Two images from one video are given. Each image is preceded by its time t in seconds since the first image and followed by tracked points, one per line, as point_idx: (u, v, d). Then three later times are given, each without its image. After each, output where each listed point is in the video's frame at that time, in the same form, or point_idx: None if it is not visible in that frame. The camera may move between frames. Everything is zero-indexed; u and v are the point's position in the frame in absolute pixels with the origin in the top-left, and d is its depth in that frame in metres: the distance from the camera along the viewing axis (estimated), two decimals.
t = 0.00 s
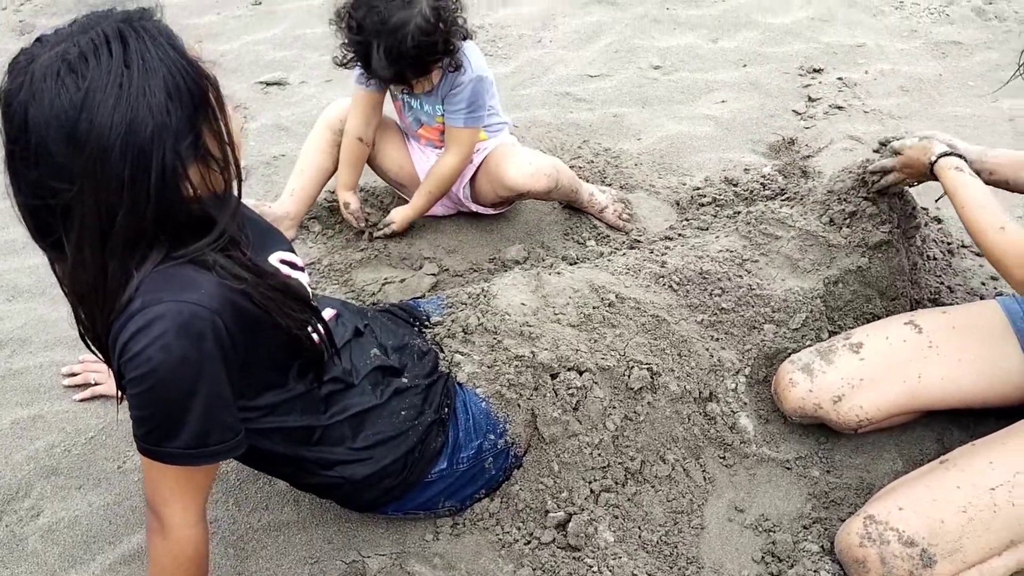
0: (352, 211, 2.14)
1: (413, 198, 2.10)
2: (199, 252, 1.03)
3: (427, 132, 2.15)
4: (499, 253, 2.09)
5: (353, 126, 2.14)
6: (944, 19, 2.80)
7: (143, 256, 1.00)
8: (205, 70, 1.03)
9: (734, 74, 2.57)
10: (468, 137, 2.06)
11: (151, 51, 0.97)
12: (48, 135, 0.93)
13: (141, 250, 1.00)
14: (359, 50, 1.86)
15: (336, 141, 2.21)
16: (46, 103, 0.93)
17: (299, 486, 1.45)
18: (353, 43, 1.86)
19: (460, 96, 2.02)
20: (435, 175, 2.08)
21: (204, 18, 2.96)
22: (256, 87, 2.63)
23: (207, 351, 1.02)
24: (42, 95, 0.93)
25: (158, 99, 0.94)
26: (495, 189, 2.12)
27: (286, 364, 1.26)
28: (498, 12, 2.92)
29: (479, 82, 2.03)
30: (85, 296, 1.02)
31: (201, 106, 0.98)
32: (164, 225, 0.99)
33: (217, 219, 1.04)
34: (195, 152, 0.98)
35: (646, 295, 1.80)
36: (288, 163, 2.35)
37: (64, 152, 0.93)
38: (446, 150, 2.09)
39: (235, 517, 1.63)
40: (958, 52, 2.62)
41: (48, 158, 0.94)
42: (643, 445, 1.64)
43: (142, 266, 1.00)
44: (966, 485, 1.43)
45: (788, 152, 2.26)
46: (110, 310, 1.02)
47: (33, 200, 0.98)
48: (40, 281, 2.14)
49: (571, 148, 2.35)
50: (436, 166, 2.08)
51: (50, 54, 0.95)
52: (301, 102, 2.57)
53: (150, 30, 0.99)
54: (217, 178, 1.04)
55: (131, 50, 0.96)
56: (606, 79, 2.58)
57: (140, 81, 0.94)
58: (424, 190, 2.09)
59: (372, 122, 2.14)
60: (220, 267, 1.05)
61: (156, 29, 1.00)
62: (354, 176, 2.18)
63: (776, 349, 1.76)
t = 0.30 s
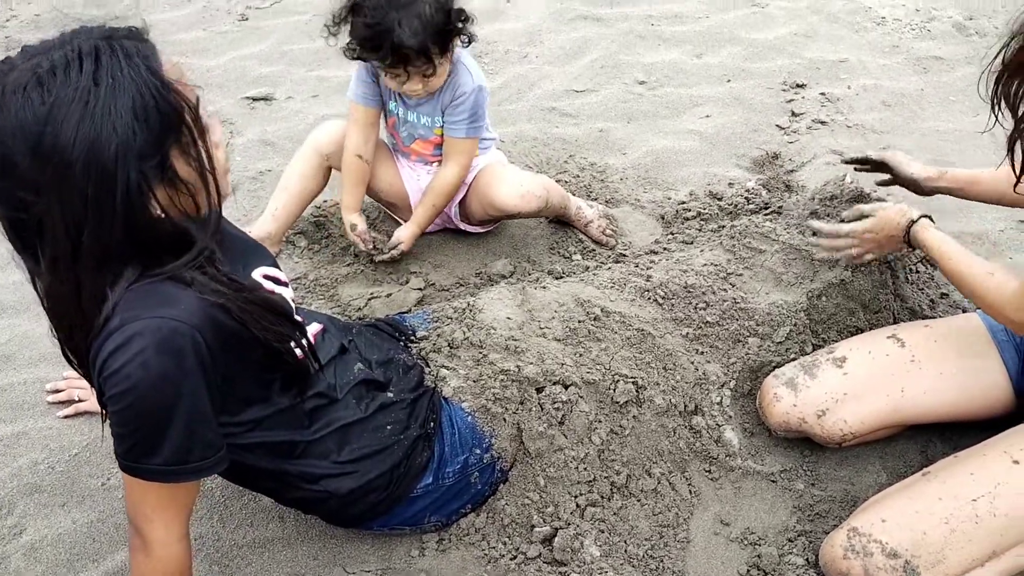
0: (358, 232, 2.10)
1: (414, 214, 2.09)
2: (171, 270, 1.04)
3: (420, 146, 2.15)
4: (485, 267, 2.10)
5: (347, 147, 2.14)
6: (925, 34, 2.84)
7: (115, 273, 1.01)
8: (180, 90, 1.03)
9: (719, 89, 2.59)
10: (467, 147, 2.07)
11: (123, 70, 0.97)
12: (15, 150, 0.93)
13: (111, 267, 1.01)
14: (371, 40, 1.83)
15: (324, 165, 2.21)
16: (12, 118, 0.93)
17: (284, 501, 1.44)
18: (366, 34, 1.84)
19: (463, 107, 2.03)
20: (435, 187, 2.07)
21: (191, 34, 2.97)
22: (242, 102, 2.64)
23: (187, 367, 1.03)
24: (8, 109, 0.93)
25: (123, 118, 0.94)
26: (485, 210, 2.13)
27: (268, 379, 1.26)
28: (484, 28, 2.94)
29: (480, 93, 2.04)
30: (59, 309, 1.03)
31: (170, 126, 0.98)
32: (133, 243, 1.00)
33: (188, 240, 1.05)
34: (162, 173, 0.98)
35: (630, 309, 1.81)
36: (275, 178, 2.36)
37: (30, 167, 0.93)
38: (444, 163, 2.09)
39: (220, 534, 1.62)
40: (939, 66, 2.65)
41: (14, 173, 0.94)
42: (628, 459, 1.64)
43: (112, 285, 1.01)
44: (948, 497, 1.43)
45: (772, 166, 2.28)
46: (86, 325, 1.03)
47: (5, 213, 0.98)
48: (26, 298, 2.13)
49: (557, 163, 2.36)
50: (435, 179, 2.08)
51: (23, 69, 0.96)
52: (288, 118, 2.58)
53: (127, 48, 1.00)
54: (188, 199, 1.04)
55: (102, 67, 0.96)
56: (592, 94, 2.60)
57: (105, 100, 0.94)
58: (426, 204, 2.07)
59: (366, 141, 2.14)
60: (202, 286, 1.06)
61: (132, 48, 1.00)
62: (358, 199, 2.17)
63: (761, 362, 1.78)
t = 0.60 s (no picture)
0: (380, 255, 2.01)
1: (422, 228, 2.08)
2: (126, 290, 1.10)
3: (412, 166, 2.18)
4: (468, 282, 2.11)
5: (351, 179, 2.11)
6: (902, 51, 2.88)
7: (69, 291, 1.09)
8: (125, 127, 1.04)
9: (699, 105, 2.62)
10: (470, 160, 2.15)
11: (58, 102, 1.01)
12: None
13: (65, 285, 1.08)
14: (405, 41, 1.86)
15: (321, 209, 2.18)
16: None
17: (266, 518, 1.44)
18: (397, 35, 1.86)
19: (468, 119, 2.11)
20: (443, 198, 2.11)
21: (174, 51, 2.97)
22: (225, 119, 2.64)
23: (160, 383, 1.06)
24: None
25: (40, 149, 0.99)
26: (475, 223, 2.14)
27: (243, 396, 1.28)
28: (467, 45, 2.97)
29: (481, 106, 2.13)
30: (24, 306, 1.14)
31: (90, 163, 1.01)
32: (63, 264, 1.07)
33: (130, 265, 1.11)
34: (77, 208, 1.03)
35: (612, 322, 1.82)
36: (257, 195, 2.36)
37: None
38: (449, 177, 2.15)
39: (201, 552, 1.61)
40: (916, 82, 2.69)
41: None
42: (611, 473, 1.64)
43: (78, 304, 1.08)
44: (926, 508, 1.44)
45: (752, 181, 2.31)
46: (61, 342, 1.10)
47: None
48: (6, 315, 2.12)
49: (540, 179, 2.38)
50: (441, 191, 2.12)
51: None
52: (271, 134, 2.59)
53: (80, 81, 1.03)
54: (123, 230, 1.08)
55: (47, 94, 1.01)
56: (574, 110, 2.63)
57: (28, 131, 0.99)
58: (434, 216, 2.09)
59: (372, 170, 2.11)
60: (173, 304, 1.11)
61: (85, 79, 1.04)
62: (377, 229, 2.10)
63: (742, 375, 1.79)
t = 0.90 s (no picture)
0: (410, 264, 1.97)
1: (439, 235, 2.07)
2: (102, 308, 1.10)
3: (407, 181, 2.18)
4: (451, 296, 2.12)
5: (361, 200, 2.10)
6: (878, 66, 2.93)
7: (36, 309, 1.09)
8: (90, 153, 1.05)
9: (679, 119, 2.65)
10: (466, 158, 2.17)
11: (27, 121, 1.02)
12: None
13: (39, 302, 1.09)
14: (422, 44, 1.87)
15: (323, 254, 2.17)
16: None
17: (246, 535, 1.43)
18: (410, 40, 1.88)
19: (461, 117, 2.15)
20: (452, 199, 2.11)
21: (154, 67, 2.97)
22: (206, 134, 2.64)
23: (143, 402, 1.06)
24: None
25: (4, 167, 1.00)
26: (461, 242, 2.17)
27: (224, 412, 1.28)
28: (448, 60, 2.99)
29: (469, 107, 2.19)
30: None
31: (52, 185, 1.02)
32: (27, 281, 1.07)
33: (100, 285, 1.11)
34: (40, 229, 1.04)
35: (593, 336, 1.83)
36: (239, 211, 2.37)
37: None
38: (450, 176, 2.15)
39: (182, 570, 1.60)
40: (891, 96, 2.74)
41: None
42: (593, 486, 1.65)
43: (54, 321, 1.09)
44: (904, 517, 1.46)
45: (731, 195, 2.33)
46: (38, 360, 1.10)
47: None
48: None
49: (521, 193, 2.40)
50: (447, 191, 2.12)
51: None
52: (252, 149, 2.59)
53: (50, 100, 1.04)
54: (87, 253, 1.08)
55: (16, 114, 1.03)
56: (555, 125, 2.65)
57: None
58: (451, 219, 2.08)
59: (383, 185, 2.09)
60: (155, 323, 1.12)
61: (56, 101, 1.05)
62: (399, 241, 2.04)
63: (722, 388, 1.80)
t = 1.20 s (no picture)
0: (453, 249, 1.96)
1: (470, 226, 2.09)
2: (88, 323, 1.10)
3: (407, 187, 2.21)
4: (435, 309, 2.13)
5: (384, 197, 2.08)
6: (857, 80, 2.97)
7: (17, 324, 1.09)
8: (79, 166, 1.06)
9: (661, 133, 2.67)
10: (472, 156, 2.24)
11: (18, 135, 1.03)
12: None
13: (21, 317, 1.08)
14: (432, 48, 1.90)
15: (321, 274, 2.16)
16: None
17: (230, 551, 1.42)
18: (420, 45, 1.90)
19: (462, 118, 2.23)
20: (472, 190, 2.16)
21: (138, 82, 2.97)
22: (190, 149, 2.64)
23: (125, 417, 1.07)
24: None
25: None
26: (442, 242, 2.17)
27: (207, 427, 1.28)
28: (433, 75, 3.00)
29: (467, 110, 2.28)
30: None
31: (42, 200, 1.02)
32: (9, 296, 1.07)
33: (84, 300, 1.11)
34: (25, 243, 1.04)
35: (577, 349, 1.83)
36: (223, 225, 2.36)
37: None
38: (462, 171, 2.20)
39: None
40: (870, 110, 2.78)
41: None
42: (577, 498, 1.65)
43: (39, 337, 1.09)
44: (886, 527, 1.47)
45: (713, 208, 2.36)
46: (22, 375, 1.10)
47: None
48: None
49: (505, 207, 2.41)
50: (463, 184, 2.16)
51: None
52: (236, 164, 2.59)
53: (43, 114, 1.05)
54: (72, 267, 1.08)
55: (8, 128, 1.03)
56: (538, 139, 2.67)
57: None
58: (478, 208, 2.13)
59: (405, 179, 2.08)
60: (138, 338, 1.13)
61: (46, 116, 1.05)
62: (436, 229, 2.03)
63: (705, 400, 1.83)
